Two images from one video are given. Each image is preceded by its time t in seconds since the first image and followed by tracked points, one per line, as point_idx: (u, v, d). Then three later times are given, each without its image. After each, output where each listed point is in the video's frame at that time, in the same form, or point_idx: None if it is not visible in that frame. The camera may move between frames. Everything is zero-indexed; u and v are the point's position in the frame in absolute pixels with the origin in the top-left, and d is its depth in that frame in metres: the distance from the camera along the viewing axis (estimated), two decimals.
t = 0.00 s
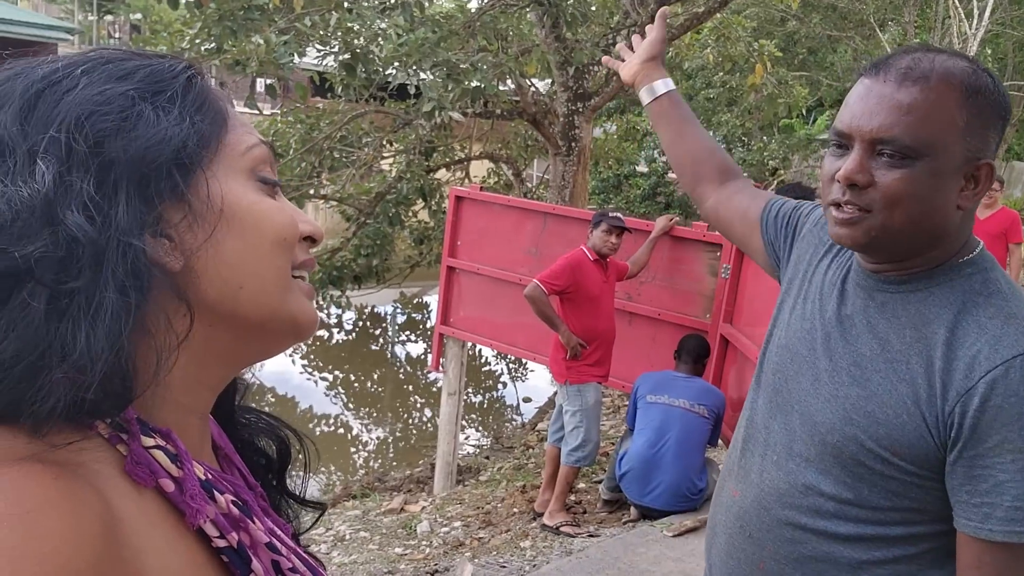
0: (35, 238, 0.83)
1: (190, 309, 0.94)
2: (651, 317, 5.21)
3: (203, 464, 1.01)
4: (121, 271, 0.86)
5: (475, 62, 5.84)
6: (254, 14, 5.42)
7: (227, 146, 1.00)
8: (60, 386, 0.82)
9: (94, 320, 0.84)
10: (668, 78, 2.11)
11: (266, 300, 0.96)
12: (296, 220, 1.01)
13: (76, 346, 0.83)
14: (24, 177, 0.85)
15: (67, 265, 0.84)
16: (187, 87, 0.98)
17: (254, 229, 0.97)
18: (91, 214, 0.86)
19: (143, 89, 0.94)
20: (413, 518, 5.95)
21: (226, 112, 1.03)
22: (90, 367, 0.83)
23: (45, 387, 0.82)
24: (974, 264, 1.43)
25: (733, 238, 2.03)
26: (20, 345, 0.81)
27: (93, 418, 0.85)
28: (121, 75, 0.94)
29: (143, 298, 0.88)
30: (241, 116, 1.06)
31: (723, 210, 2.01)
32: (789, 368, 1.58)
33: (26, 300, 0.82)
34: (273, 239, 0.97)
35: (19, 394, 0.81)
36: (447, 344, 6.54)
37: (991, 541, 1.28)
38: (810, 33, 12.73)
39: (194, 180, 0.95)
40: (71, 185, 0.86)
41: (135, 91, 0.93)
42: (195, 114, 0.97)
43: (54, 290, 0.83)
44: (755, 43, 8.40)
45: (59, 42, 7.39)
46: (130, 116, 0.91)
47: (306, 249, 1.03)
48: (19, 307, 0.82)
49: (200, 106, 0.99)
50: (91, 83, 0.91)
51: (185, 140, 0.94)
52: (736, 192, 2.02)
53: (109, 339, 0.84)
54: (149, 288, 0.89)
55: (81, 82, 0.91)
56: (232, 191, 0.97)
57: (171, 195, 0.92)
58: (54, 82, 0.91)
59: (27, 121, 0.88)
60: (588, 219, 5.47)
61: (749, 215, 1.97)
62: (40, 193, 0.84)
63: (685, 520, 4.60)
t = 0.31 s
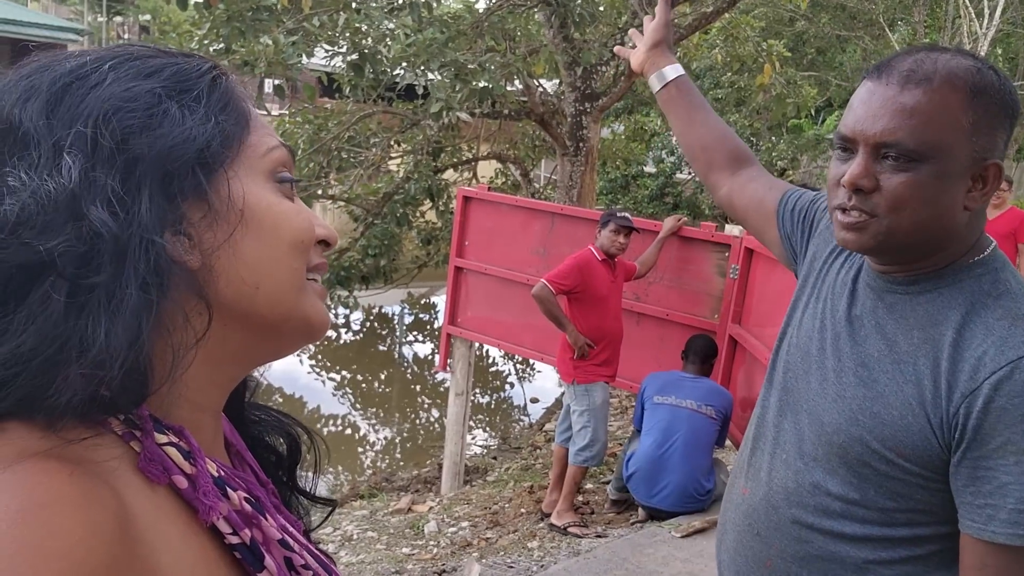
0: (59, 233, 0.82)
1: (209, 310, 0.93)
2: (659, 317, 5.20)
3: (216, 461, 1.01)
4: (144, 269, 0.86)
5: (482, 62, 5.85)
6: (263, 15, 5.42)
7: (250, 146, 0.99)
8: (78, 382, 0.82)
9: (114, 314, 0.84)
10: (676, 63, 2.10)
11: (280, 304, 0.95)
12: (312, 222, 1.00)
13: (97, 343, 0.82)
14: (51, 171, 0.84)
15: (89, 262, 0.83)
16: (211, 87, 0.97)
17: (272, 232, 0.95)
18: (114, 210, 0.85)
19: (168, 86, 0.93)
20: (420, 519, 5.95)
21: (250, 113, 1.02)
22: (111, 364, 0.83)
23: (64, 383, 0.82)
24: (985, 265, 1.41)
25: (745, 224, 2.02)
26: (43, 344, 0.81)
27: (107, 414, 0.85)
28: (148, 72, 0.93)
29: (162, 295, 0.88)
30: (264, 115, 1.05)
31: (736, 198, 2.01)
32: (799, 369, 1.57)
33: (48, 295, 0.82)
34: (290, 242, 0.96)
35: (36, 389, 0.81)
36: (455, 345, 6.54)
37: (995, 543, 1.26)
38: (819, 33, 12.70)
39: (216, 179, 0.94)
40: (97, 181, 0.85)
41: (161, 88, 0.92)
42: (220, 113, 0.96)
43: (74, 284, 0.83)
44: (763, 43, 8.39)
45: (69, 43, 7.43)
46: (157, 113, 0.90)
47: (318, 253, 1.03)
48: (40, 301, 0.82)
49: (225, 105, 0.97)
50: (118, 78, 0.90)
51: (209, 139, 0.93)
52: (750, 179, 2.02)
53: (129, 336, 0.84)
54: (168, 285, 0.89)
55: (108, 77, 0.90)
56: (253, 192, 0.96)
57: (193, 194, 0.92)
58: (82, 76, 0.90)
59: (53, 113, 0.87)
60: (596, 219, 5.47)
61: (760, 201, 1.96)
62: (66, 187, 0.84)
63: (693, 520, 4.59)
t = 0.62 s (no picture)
0: (64, 231, 0.83)
1: (214, 311, 0.94)
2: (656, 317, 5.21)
3: (219, 461, 1.01)
4: (149, 268, 0.86)
5: (479, 63, 5.86)
6: (260, 15, 5.48)
7: (253, 147, 0.99)
8: (80, 379, 0.82)
9: (117, 313, 0.84)
10: (667, 68, 2.11)
11: (283, 304, 0.95)
12: (315, 223, 1.01)
13: (101, 342, 0.83)
14: (56, 170, 0.84)
15: (93, 260, 0.84)
16: (216, 88, 0.97)
17: (276, 232, 0.96)
18: (119, 208, 0.85)
19: (174, 86, 0.93)
20: (418, 519, 5.96)
21: (254, 114, 1.02)
22: (117, 361, 0.83)
23: (67, 381, 0.82)
24: (979, 262, 1.42)
25: (739, 229, 2.02)
26: (48, 342, 0.82)
27: (111, 412, 0.85)
28: (154, 72, 0.93)
29: (167, 294, 0.88)
30: (268, 117, 1.05)
31: (730, 205, 2.02)
32: (795, 370, 1.58)
33: (53, 293, 0.82)
34: (293, 242, 0.97)
35: (40, 387, 0.82)
36: (452, 345, 6.55)
37: (994, 539, 1.27)
38: (815, 33, 12.72)
39: (220, 179, 0.94)
40: (102, 180, 0.85)
41: (166, 88, 0.92)
42: (224, 114, 0.97)
43: (79, 282, 0.83)
44: (760, 43, 8.40)
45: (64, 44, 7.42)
46: (162, 112, 0.90)
47: (321, 255, 1.03)
48: (44, 299, 0.82)
49: (229, 106, 0.98)
50: (123, 77, 0.91)
51: (214, 138, 0.94)
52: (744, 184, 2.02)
53: (134, 334, 0.85)
54: (172, 284, 0.89)
55: (114, 77, 0.90)
56: (257, 192, 0.97)
57: (197, 193, 0.92)
58: (86, 74, 0.90)
59: (58, 112, 0.87)
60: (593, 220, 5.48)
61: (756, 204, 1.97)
62: (70, 185, 0.84)
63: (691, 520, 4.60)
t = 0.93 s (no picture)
0: (49, 235, 0.82)
1: (201, 315, 0.93)
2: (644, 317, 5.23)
3: (207, 463, 1.01)
4: (135, 272, 0.86)
5: (466, 63, 5.86)
6: (245, 16, 5.45)
7: (240, 150, 0.99)
8: (68, 381, 0.82)
9: (104, 318, 0.84)
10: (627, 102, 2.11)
11: (269, 307, 0.95)
12: (301, 227, 1.01)
13: (88, 347, 0.82)
14: (41, 172, 0.84)
15: (79, 264, 0.83)
16: (203, 91, 0.97)
17: (263, 236, 0.96)
18: (106, 213, 0.85)
19: (161, 89, 0.93)
20: (407, 520, 5.95)
21: (241, 117, 1.01)
22: (103, 364, 0.83)
23: (55, 383, 0.82)
24: (960, 257, 1.43)
25: (715, 251, 2.06)
26: (35, 345, 0.81)
27: (97, 416, 0.85)
28: (141, 74, 0.92)
29: (153, 298, 0.88)
30: (255, 121, 1.05)
31: (702, 234, 2.05)
32: (780, 371, 1.59)
33: (38, 296, 0.82)
34: (279, 246, 0.97)
35: (28, 391, 0.81)
36: (440, 346, 6.54)
37: (985, 530, 1.28)
38: (801, 33, 12.78)
39: (206, 182, 0.94)
40: (88, 183, 0.85)
41: (152, 90, 0.92)
42: (211, 117, 0.96)
43: (64, 285, 0.83)
44: (746, 43, 8.44)
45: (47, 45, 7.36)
46: (147, 114, 0.90)
47: (308, 257, 1.03)
48: (29, 303, 0.82)
49: (214, 109, 0.97)
50: (109, 79, 0.90)
51: (201, 142, 0.93)
52: (714, 211, 2.04)
53: (120, 338, 0.84)
54: (160, 287, 0.89)
55: (100, 79, 0.90)
56: (244, 195, 0.97)
57: (184, 197, 0.92)
58: (72, 77, 0.89)
59: (44, 114, 0.86)
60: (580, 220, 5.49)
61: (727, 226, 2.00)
62: (57, 189, 0.83)
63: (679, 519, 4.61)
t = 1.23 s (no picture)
0: (30, 244, 0.81)
1: (185, 319, 0.94)
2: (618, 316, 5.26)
3: (187, 471, 1.00)
4: (117, 279, 0.85)
5: (437, 64, 5.84)
6: (214, 17, 5.38)
7: (220, 154, 0.98)
8: (47, 392, 0.81)
9: (92, 328, 0.83)
10: (576, 159, 2.01)
11: (253, 308, 0.95)
12: (281, 231, 1.00)
13: (68, 357, 0.82)
14: (19, 182, 0.83)
15: (64, 272, 0.82)
16: (181, 92, 0.96)
17: (242, 241, 0.96)
18: (87, 220, 0.84)
19: (139, 93, 0.92)
20: (383, 523, 5.93)
21: (218, 119, 1.01)
22: (85, 372, 0.82)
23: (35, 395, 0.81)
24: (934, 251, 1.48)
25: (681, 299, 2.00)
26: (15, 356, 0.80)
27: (80, 427, 0.84)
28: (119, 78, 0.92)
29: (136, 306, 0.88)
30: (232, 122, 1.04)
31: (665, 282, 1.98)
32: (759, 370, 1.60)
33: (16, 308, 0.81)
34: (262, 251, 0.97)
35: (7, 401, 0.81)
36: (414, 347, 6.53)
37: (979, 514, 1.31)
38: (769, 33, 12.91)
39: (188, 188, 0.93)
40: (69, 191, 0.84)
41: (131, 94, 0.91)
42: (190, 121, 0.96)
43: (45, 296, 0.82)
44: (715, 43, 8.51)
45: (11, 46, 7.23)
46: (128, 119, 0.89)
47: (289, 261, 1.02)
48: (9, 313, 0.81)
49: (193, 112, 0.96)
50: (87, 83, 0.89)
51: (180, 146, 0.93)
52: (674, 255, 1.98)
53: (105, 348, 0.84)
54: (139, 295, 0.89)
55: (78, 83, 0.88)
56: (224, 200, 0.96)
57: (166, 204, 0.91)
58: (47, 81, 0.88)
59: (21, 121, 0.85)
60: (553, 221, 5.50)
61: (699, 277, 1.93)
62: (37, 198, 0.82)
63: (655, 517, 4.63)
